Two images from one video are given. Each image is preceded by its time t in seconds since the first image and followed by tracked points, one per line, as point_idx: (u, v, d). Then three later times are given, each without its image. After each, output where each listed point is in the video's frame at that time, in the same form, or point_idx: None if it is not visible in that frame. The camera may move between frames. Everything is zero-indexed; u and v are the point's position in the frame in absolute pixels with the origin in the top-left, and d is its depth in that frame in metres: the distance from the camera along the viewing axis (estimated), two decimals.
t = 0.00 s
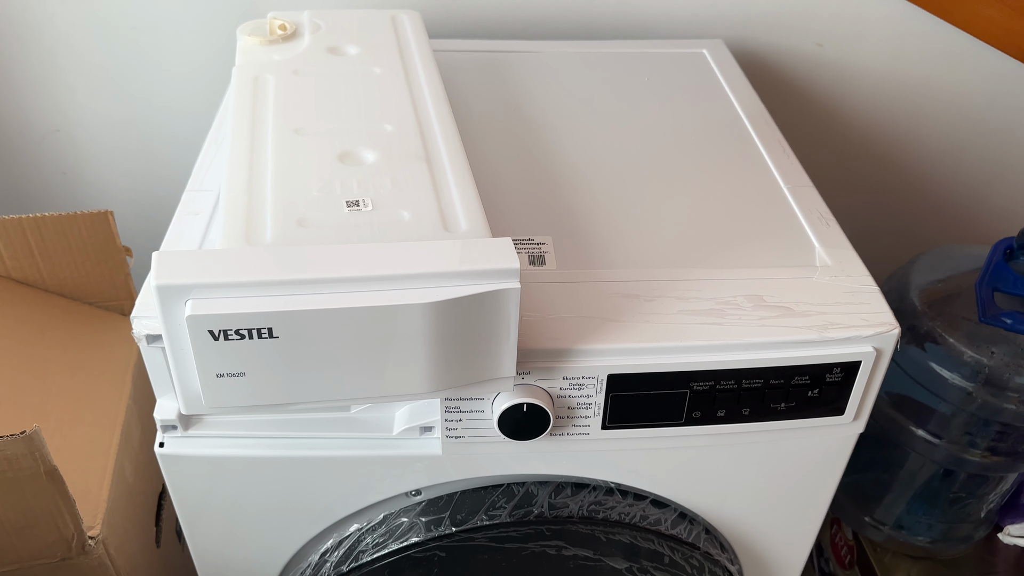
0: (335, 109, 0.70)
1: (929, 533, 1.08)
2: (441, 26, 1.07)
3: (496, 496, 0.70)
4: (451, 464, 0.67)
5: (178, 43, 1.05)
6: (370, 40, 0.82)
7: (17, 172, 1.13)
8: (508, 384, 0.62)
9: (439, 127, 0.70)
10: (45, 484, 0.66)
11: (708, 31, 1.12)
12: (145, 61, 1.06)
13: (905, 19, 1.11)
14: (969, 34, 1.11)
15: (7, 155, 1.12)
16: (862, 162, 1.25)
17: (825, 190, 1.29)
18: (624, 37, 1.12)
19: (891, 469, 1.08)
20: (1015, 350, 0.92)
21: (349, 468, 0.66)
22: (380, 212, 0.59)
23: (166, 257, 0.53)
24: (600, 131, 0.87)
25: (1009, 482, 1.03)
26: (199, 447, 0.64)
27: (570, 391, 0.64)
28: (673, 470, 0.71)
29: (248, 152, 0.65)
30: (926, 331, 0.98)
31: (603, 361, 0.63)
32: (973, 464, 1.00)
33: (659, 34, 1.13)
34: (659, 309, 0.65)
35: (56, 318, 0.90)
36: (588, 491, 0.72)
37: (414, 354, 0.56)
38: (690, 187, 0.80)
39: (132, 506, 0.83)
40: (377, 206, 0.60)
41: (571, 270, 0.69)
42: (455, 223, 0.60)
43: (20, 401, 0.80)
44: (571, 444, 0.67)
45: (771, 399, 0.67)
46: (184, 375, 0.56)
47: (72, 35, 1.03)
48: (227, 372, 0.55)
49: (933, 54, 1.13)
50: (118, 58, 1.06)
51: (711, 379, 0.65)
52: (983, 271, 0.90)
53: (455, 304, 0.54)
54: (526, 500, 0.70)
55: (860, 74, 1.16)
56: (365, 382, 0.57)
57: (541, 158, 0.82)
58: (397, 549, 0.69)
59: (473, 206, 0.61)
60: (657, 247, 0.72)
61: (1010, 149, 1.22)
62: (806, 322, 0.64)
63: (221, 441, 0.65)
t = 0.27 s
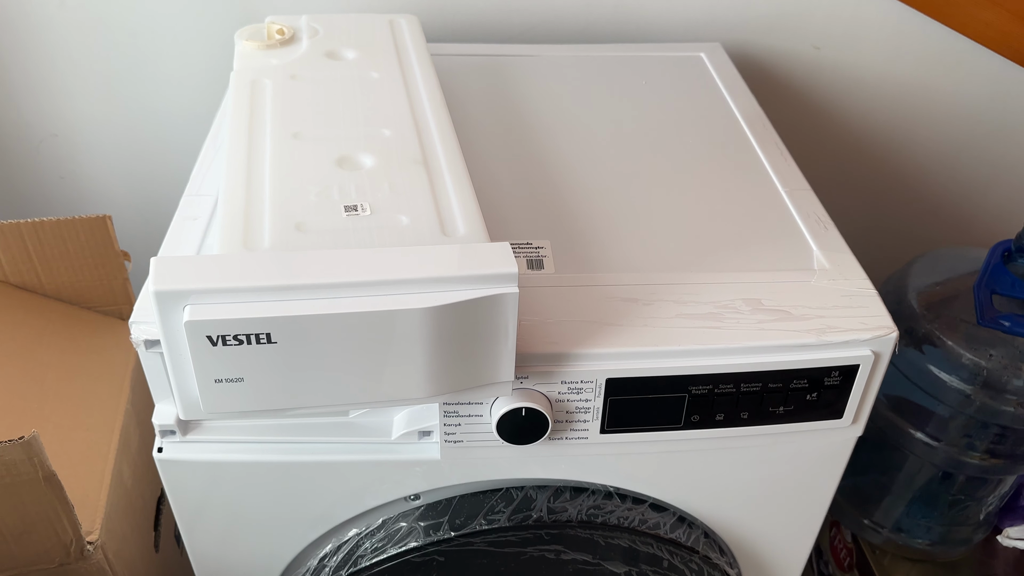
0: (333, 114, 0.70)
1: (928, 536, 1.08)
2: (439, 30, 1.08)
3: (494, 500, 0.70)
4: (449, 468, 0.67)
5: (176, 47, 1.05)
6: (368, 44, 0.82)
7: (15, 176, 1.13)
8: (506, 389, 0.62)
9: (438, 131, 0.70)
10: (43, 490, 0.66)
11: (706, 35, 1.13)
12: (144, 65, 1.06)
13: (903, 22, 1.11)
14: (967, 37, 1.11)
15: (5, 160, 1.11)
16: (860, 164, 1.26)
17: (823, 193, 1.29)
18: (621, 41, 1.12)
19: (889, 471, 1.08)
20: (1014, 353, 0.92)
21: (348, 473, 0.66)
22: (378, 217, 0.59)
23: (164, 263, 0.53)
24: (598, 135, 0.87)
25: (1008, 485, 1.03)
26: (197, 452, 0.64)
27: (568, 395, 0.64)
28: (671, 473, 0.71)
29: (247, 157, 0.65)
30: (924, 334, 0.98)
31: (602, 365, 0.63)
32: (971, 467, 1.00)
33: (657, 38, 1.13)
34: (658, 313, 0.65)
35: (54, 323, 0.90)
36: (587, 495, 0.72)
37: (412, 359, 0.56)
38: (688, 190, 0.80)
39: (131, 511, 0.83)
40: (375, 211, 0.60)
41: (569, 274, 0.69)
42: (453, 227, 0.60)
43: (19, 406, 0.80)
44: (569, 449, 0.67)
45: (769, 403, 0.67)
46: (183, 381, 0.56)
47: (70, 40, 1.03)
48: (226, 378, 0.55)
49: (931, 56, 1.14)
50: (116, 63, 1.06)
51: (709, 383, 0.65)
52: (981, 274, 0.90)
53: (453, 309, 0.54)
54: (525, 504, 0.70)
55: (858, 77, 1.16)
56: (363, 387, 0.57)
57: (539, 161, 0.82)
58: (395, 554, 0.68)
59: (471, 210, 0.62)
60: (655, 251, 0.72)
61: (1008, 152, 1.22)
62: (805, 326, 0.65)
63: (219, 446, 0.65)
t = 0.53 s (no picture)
0: (334, 116, 0.70)
1: (927, 538, 1.08)
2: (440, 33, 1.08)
3: (494, 502, 0.70)
4: (449, 470, 0.67)
5: (176, 50, 1.06)
6: (369, 47, 0.82)
7: (15, 179, 1.13)
8: (506, 391, 0.62)
9: (438, 133, 0.70)
10: (43, 492, 0.66)
11: (706, 37, 1.13)
12: (144, 68, 1.06)
13: (902, 25, 1.11)
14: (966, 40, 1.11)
15: (5, 162, 1.12)
16: (860, 166, 1.26)
17: (823, 195, 1.29)
18: (621, 43, 1.12)
19: (889, 473, 1.08)
20: (1013, 355, 0.92)
21: (348, 475, 0.66)
22: (378, 219, 0.59)
23: (164, 265, 0.53)
24: (598, 137, 0.87)
25: (1008, 486, 1.03)
26: (197, 454, 0.64)
27: (568, 397, 0.64)
28: (671, 475, 0.71)
29: (247, 159, 0.65)
30: (924, 336, 0.98)
31: (602, 367, 0.63)
32: (971, 468, 1.00)
33: (656, 40, 1.13)
34: (657, 315, 0.65)
35: (53, 325, 0.90)
36: (587, 496, 0.72)
37: (412, 361, 0.56)
38: (688, 192, 0.80)
39: (130, 513, 0.83)
40: (376, 213, 0.60)
41: (569, 276, 0.69)
42: (453, 229, 0.60)
43: (18, 408, 0.80)
44: (569, 450, 0.67)
45: (769, 405, 0.67)
46: (183, 383, 0.56)
47: (70, 43, 1.03)
48: (226, 380, 0.55)
49: (930, 58, 1.14)
50: (116, 66, 1.06)
51: (709, 385, 0.65)
52: (980, 276, 0.91)
53: (454, 311, 0.54)
54: (525, 506, 0.70)
55: (857, 79, 1.17)
56: (363, 389, 0.57)
57: (539, 163, 0.82)
58: (395, 556, 0.68)
59: (471, 212, 0.62)
60: (655, 253, 0.72)
61: (1007, 154, 1.23)
62: (805, 327, 0.65)
63: (219, 448, 0.65)
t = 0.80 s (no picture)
0: (334, 119, 0.70)
1: (928, 541, 1.08)
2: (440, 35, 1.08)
3: (494, 506, 0.70)
4: (449, 474, 0.67)
5: (176, 52, 1.06)
6: (369, 49, 0.82)
7: (15, 181, 1.13)
8: (506, 394, 0.62)
9: (438, 136, 0.70)
10: (42, 495, 0.66)
11: (706, 40, 1.13)
12: (144, 70, 1.06)
13: (902, 28, 1.11)
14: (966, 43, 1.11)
15: (5, 164, 1.11)
16: (860, 169, 1.26)
17: (823, 197, 1.29)
18: (621, 45, 1.12)
19: (889, 476, 1.08)
20: (1014, 358, 0.92)
21: (348, 478, 0.66)
22: (378, 222, 0.59)
23: (164, 268, 0.53)
24: (598, 140, 0.87)
25: (1008, 490, 1.03)
26: (197, 457, 0.64)
27: (568, 400, 0.64)
28: (671, 479, 0.71)
29: (247, 161, 0.65)
30: (924, 339, 0.98)
31: (602, 370, 0.63)
32: (971, 471, 1.00)
33: (656, 43, 1.13)
34: (658, 318, 0.65)
35: (53, 327, 0.90)
36: (588, 500, 0.71)
37: (412, 364, 0.56)
38: (688, 195, 0.80)
39: (130, 516, 0.83)
40: (375, 216, 0.60)
41: (569, 279, 0.69)
42: (453, 233, 0.60)
43: (18, 411, 0.79)
44: (570, 454, 0.67)
45: (769, 408, 0.67)
46: (182, 386, 0.56)
47: (70, 45, 1.03)
48: (225, 383, 0.55)
49: (930, 61, 1.14)
50: (116, 68, 1.06)
51: (710, 388, 0.65)
52: (980, 279, 0.91)
53: (454, 314, 0.54)
54: (525, 510, 0.70)
55: (857, 82, 1.17)
56: (363, 392, 0.57)
57: (539, 166, 0.82)
58: (395, 559, 0.68)
59: (471, 215, 0.62)
60: (655, 256, 0.72)
61: (1007, 156, 1.23)
62: (805, 331, 0.64)
63: (219, 451, 0.65)
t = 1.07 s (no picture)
0: (334, 121, 0.70)
1: (927, 543, 1.08)
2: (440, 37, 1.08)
3: (494, 507, 0.70)
4: (449, 475, 0.67)
5: (177, 54, 1.06)
6: (369, 51, 0.82)
7: (15, 182, 1.13)
8: (506, 396, 0.62)
9: (438, 138, 0.70)
10: (42, 496, 0.66)
11: (706, 42, 1.13)
12: (145, 72, 1.07)
13: (901, 31, 1.11)
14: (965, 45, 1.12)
15: (6, 166, 1.12)
16: (859, 171, 1.26)
17: (822, 199, 1.29)
18: (621, 48, 1.12)
19: (888, 478, 1.08)
20: (1013, 360, 0.92)
21: (348, 480, 0.66)
22: (378, 224, 0.60)
23: (165, 270, 0.53)
24: (598, 142, 0.87)
25: (1007, 492, 1.03)
26: (197, 458, 0.64)
27: (568, 402, 0.64)
28: (671, 480, 0.71)
29: (248, 163, 0.65)
30: (923, 341, 0.98)
31: (602, 372, 0.63)
32: (970, 474, 1.00)
33: (656, 45, 1.13)
34: (657, 320, 0.65)
35: (53, 329, 0.90)
36: (587, 502, 0.72)
37: (412, 366, 0.56)
38: (688, 197, 0.80)
39: (130, 517, 0.83)
40: (376, 218, 0.60)
41: (569, 281, 0.69)
42: (453, 235, 0.60)
43: (18, 413, 0.79)
44: (569, 455, 0.67)
45: (768, 410, 0.67)
46: (183, 388, 0.56)
47: (70, 47, 1.03)
48: (226, 385, 0.55)
49: (930, 64, 1.14)
50: (117, 70, 1.06)
51: (709, 390, 0.65)
52: (980, 282, 0.91)
53: (453, 316, 0.54)
54: (524, 511, 0.70)
55: (857, 84, 1.17)
56: (363, 394, 0.57)
57: (539, 168, 0.82)
58: (395, 560, 0.68)
59: (471, 217, 0.62)
60: (655, 258, 0.72)
61: (1007, 159, 1.23)
62: (804, 333, 0.65)
63: (219, 452, 0.65)
